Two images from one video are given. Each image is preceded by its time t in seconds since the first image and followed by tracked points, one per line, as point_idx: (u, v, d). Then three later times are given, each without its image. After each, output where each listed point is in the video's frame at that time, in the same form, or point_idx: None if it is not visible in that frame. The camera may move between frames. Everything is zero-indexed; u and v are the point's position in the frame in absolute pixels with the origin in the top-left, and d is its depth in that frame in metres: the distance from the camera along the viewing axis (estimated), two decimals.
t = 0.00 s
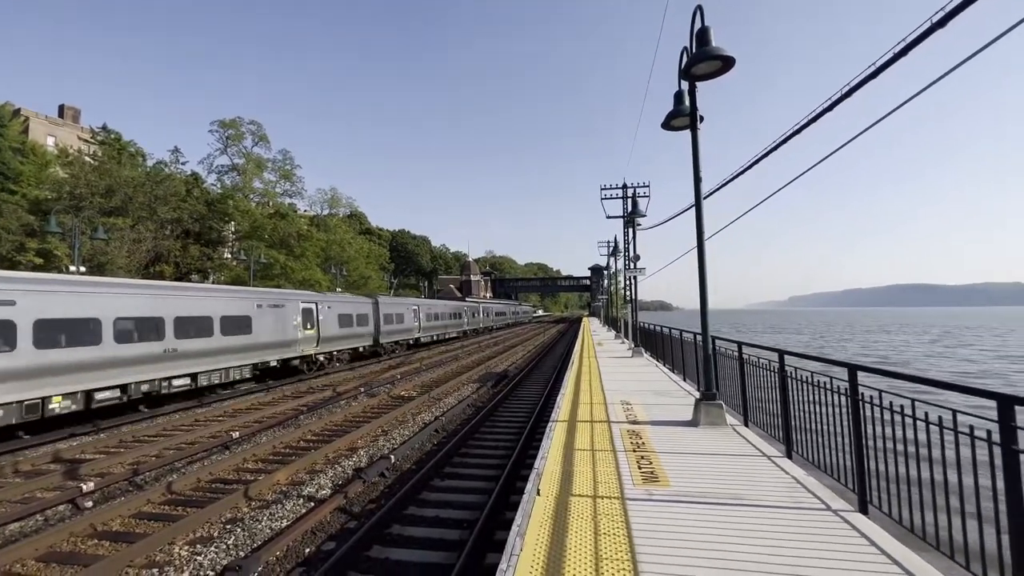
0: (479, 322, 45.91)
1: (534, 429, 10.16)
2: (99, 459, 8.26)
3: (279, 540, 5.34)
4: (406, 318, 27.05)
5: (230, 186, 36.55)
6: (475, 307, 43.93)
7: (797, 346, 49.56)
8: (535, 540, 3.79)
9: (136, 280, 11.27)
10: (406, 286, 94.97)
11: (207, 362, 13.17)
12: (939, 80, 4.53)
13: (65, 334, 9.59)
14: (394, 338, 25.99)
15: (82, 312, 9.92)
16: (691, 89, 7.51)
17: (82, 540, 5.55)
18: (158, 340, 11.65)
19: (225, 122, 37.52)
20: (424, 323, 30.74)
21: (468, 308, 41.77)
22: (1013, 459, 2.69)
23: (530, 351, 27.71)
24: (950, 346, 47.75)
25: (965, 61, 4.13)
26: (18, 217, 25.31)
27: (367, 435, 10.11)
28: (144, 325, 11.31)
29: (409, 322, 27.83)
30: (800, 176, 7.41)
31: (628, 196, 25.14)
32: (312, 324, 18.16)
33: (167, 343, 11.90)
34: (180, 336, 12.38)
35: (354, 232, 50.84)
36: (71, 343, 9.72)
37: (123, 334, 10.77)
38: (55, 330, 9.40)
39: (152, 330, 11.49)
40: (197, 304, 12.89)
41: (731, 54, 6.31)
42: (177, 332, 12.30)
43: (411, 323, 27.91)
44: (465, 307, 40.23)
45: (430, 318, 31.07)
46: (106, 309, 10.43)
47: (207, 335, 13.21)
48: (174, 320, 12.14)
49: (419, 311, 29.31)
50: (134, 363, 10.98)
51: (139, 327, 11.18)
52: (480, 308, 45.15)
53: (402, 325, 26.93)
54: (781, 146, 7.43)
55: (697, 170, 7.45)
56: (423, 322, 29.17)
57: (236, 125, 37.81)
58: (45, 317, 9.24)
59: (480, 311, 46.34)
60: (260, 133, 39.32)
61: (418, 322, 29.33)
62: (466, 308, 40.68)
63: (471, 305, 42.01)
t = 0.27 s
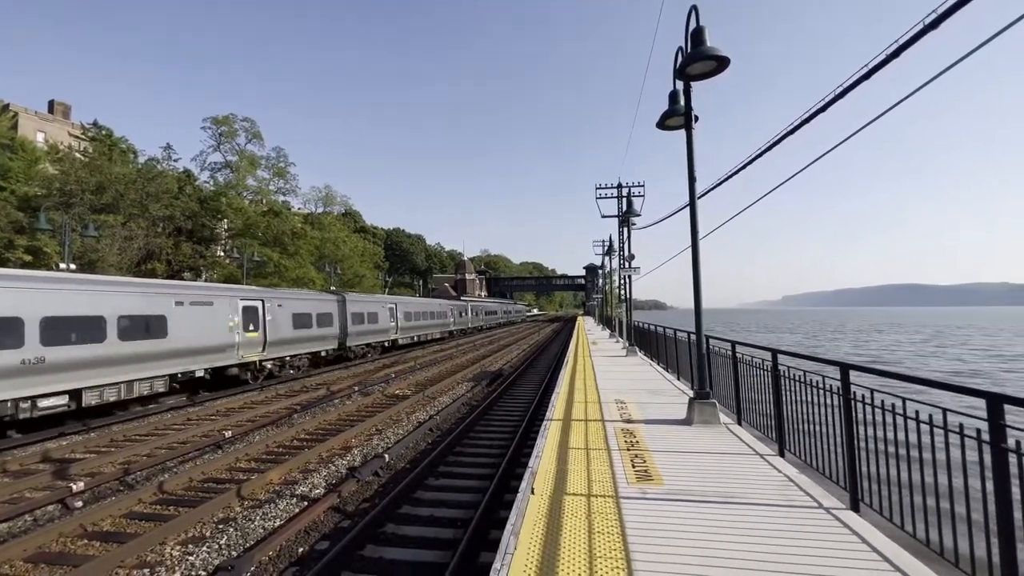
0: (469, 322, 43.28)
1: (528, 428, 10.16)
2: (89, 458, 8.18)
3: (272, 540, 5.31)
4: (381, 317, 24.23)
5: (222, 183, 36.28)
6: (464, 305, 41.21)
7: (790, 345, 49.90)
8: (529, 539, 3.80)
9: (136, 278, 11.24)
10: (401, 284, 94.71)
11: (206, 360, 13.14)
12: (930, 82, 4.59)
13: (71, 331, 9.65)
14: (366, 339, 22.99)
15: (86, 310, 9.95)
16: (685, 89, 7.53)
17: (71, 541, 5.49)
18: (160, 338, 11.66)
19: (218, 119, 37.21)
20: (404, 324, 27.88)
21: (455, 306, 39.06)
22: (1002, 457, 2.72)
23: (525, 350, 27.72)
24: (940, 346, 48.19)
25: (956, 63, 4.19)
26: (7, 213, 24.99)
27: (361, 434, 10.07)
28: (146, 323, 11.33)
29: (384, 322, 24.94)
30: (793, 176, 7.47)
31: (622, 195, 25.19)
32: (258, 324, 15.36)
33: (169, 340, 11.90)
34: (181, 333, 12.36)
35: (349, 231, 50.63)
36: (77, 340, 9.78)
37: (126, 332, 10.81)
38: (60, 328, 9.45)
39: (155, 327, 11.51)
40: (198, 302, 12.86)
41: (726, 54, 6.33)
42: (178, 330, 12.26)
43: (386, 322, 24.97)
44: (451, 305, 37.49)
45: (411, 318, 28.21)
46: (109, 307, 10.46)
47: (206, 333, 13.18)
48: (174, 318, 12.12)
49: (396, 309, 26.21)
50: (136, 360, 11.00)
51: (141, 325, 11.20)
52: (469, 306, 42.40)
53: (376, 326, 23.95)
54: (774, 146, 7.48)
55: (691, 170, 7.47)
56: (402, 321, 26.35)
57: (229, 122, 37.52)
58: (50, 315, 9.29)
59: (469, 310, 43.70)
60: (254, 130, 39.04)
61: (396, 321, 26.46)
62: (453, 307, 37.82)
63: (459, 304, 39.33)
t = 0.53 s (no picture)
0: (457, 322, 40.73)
1: (524, 427, 10.16)
2: (81, 459, 8.10)
3: (266, 540, 5.28)
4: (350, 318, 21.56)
5: (216, 182, 36.00)
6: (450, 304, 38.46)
7: (784, 344, 50.20)
8: (524, 538, 3.79)
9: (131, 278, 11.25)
10: (397, 284, 94.40)
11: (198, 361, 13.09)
12: (922, 83, 4.64)
13: (67, 332, 9.63)
14: (330, 343, 20.11)
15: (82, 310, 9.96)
16: (680, 89, 7.55)
17: (62, 543, 5.44)
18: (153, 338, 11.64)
19: (211, 117, 36.94)
20: (379, 325, 25.17)
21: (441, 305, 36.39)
22: (992, 454, 2.75)
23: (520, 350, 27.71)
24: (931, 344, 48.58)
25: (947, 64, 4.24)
26: None
27: (356, 434, 10.04)
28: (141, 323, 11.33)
29: (354, 323, 22.25)
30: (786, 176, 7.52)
31: (618, 195, 25.23)
32: (180, 327, 12.62)
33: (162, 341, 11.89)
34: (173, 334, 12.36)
35: (344, 230, 50.42)
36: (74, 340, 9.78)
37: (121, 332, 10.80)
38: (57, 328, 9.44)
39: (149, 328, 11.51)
40: (145, 301, 11.44)
41: (720, 54, 6.35)
42: (170, 331, 12.28)
43: (357, 324, 22.28)
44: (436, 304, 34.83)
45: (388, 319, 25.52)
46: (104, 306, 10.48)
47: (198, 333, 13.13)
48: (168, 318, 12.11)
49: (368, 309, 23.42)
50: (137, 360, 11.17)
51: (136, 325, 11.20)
52: (456, 305, 39.66)
53: (344, 327, 21.25)
54: (768, 147, 7.53)
55: (686, 170, 7.51)
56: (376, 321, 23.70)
57: (223, 120, 37.27)
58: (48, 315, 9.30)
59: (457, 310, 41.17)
60: (247, 129, 38.78)
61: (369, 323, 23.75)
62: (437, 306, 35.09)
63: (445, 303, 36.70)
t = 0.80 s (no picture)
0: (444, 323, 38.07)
1: (520, 427, 10.16)
2: (73, 461, 8.04)
3: (261, 541, 5.26)
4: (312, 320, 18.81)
5: (210, 181, 35.84)
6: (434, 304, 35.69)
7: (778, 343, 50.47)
8: (519, 537, 3.80)
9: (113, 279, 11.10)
10: (392, 284, 94.18)
11: (183, 363, 12.87)
12: (914, 85, 4.69)
13: (42, 331, 9.47)
14: (287, 348, 17.32)
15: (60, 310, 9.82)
16: (675, 89, 7.58)
17: (54, 545, 5.40)
18: (137, 339, 11.44)
19: (205, 116, 36.72)
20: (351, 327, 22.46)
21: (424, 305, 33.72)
22: (982, 453, 2.78)
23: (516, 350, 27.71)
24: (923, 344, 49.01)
25: (940, 66, 4.29)
26: None
27: (352, 434, 10.00)
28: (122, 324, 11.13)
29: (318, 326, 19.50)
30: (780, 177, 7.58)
31: (613, 195, 25.30)
32: (59, 333, 9.84)
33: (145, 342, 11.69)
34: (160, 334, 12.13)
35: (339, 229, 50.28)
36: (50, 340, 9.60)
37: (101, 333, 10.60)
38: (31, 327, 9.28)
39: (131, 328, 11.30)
40: None
41: (715, 55, 6.39)
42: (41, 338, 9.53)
43: (320, 326, 19.46)
44: (417, 305, 32.05)
45: (360, 320, 22.85)
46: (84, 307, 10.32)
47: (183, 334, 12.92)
48: (152, 318, 11.92)
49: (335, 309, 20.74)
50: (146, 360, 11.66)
51: (117, 326, 10.99)
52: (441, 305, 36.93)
53: (303, 331, 18.48)
54: (762, 148, 7.58)
55: (681, 170, 7.54)
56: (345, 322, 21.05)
57: (217, 119, 37.06)
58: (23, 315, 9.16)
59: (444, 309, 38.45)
60: (242, 128, 38.61)
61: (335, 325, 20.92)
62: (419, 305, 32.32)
63: (428, 302, 33.87)
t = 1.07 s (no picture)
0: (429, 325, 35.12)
1: (516, 428, 10.16)
2: (66, 462, 7.98)
3: (256, 543, 5.24)
4: (264, 323, 16.13)
5: (205, 181, 35.66)
6: (417, 303, 32.79)
7: (774, 343, 50.67)
8: (514, 537, 3.80)
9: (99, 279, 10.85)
10: (389, 284, 93.94)
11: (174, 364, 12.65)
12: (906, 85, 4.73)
13: (23, 333, 9.20)
14: (231, 356, 14.59)
15: (44, 311, 9.60)
16: (670, 90, 7.60)
17: (46, 548, 5.36)
18: (125, 340, 11.23)
19: (199, 115, 36.51)
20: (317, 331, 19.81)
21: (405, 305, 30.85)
22: (973, 451, 2.81)
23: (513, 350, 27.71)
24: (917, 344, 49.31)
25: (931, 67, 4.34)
26: None
27: (347, 435, 9.97)
28: (109, 325, 10.92)
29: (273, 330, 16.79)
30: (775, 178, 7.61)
31: (610, 195, 25.34)
32: None
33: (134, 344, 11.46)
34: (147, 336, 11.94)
35: (335, 230, 50.13)
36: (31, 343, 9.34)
37: (86, 334, 10.37)
38: (12, 330, 8.99)
39: (119, 330, 11.09)
40: None
41: (709, 57, 6.41)
42: None
43: (274, 330, 16.68)
44: (398, 305, 28.99)
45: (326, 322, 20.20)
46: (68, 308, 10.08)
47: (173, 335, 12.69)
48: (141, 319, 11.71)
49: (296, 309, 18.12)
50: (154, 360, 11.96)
51: (103, 327, 10.79)
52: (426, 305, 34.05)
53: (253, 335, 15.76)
54: (757, 148, 7.62)
55: (676, 171, 7.56)
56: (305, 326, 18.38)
57: (212, 119, 36.87)
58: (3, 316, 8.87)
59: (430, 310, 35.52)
60: (237, 128, 38.42)
61: (291, 327, 17.90)
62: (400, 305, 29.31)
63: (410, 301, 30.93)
